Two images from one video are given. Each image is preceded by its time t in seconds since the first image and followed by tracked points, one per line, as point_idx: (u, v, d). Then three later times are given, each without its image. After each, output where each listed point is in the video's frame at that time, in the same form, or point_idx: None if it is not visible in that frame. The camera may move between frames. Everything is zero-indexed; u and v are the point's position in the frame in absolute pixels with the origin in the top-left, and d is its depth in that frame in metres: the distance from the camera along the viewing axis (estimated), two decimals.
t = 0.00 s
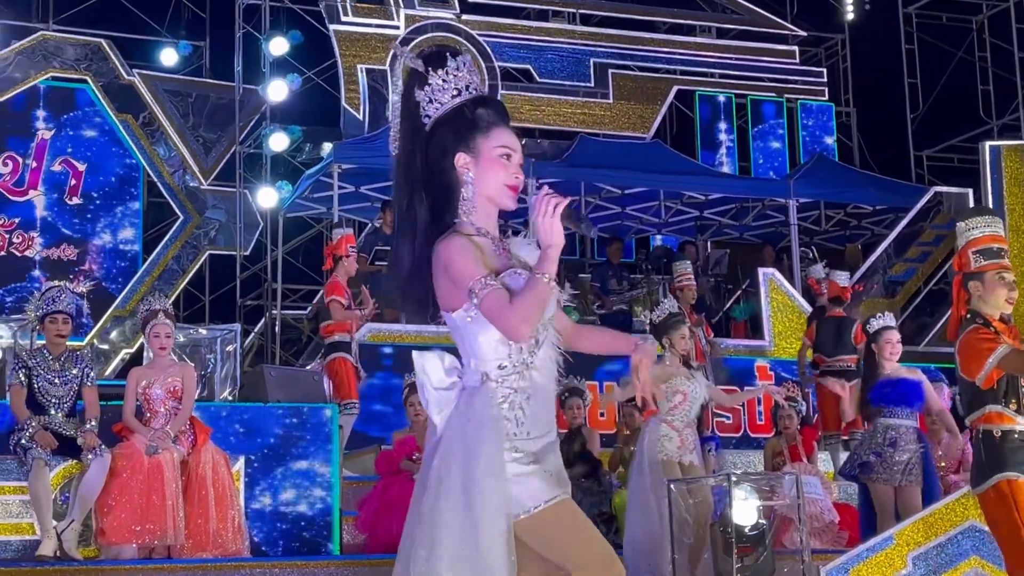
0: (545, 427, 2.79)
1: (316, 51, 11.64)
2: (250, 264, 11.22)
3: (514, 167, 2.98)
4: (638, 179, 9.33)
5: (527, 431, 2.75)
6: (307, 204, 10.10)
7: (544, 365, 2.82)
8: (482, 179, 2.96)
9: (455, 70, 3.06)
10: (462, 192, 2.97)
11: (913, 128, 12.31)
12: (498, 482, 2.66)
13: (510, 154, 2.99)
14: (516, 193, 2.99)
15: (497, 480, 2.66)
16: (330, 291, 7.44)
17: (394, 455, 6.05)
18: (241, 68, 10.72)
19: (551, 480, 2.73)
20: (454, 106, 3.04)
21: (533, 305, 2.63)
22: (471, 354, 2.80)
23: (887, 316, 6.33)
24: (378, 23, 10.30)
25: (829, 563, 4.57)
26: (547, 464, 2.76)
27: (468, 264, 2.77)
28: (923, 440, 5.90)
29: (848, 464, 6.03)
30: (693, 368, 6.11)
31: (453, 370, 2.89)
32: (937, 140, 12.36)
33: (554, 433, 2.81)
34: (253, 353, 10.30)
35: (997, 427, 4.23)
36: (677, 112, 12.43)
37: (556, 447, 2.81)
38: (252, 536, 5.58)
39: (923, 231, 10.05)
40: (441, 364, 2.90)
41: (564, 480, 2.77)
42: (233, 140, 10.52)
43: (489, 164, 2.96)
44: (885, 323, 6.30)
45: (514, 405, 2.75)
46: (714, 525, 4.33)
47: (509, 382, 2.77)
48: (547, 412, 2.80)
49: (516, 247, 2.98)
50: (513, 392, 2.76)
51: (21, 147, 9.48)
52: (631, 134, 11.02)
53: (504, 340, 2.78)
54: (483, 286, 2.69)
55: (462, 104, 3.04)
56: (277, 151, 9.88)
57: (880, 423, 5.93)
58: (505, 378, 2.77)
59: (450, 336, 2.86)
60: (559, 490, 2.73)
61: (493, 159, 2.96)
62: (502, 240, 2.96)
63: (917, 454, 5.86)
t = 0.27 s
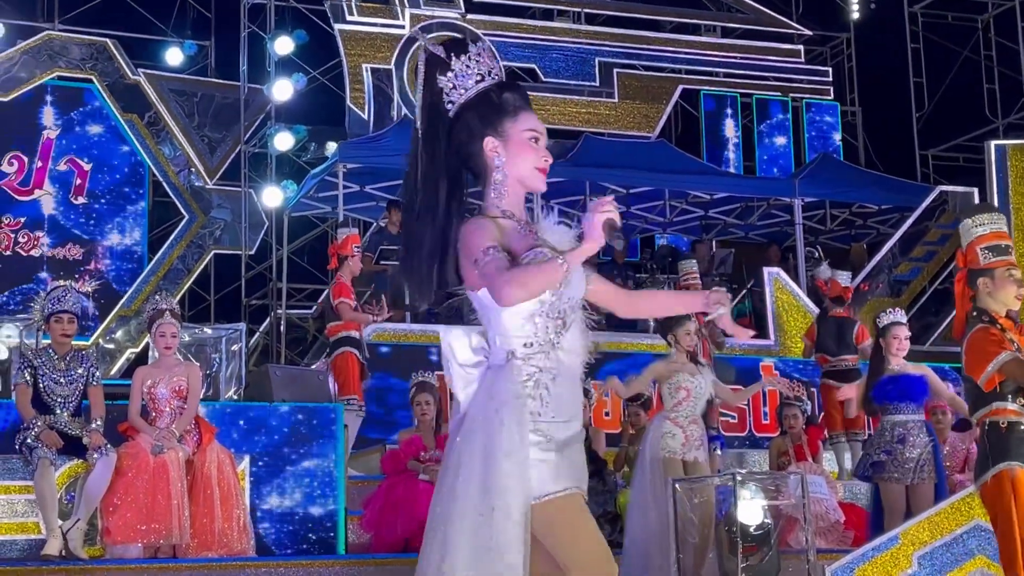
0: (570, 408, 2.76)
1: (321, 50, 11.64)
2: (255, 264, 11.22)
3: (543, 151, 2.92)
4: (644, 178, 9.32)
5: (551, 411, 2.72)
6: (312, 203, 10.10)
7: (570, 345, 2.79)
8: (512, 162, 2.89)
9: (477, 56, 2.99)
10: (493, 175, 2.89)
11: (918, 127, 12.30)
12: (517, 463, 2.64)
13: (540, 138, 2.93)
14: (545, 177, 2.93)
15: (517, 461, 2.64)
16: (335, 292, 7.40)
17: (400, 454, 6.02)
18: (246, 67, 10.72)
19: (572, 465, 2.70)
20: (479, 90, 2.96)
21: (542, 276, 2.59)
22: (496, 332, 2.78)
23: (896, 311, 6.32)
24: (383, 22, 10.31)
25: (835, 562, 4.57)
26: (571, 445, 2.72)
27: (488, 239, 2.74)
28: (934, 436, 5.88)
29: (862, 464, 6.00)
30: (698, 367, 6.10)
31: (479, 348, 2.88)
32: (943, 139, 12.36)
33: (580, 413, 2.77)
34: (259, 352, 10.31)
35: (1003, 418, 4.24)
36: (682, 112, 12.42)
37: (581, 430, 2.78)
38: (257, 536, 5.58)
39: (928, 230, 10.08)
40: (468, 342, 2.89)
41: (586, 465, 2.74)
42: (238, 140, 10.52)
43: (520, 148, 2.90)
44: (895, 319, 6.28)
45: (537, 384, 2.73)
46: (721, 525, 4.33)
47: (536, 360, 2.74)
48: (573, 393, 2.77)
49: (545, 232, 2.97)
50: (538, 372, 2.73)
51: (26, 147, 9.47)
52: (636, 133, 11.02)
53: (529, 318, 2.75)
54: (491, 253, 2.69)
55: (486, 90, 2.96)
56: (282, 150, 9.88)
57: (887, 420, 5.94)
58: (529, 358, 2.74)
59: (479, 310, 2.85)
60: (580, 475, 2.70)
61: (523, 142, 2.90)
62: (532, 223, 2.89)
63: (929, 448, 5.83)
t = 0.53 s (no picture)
0: (612, 388, 2.79)
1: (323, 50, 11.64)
2: (256, 264, 11.22)
3: (575, 146, 2.98)
4: (646, 178, 9.33)
5: (591, 394, 2.76)
6: (313, 203, 10.10)
7: (612, 328, 2.82)
8: (544, 157, 2.95)
9: (511, 52, 3.05)
10: (527, 170, 2.96)
11: (920, 126, 12.30)
12: (548, 444, 2.70)
13: (572, 134, 2.99)
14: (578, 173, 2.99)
15: (548, 442, 2.70)
16: (336, 291, 7.36)
17: (401, 454, 6.02)
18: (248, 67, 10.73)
19: (608, 446, 2.73)
20: (512, 87, 3.02)
21: (531, 283, 2.67)
22: (534, 317, 2.84)
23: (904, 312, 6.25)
24: (385, 21, 10.30)
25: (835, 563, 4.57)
26: (611, 429, 2.76)
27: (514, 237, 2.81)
28: (940, 434, 5.85)
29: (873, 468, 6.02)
30: (699, 367, 6.10)
31: (520, 334, 2.93)
32: (945, 139, 12.36)
33: (623, 397, 2.80)
34: (260, 352, 10.30)
35: (1003, 419, 4.26)
36: (685, 111, 12.43)
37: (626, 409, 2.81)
38: (258, 535, 5.58)
39: (929, 229, 10.08)
40: (508, 326, 2.94)
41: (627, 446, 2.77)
42: (240, 140, 10.52)
43: (553, 143, 2.96)
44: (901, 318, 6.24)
45: (576, 368, 2.76)
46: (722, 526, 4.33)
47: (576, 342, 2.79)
48: (615, 376, 2.80)
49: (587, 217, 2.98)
50: (576, 355, 2.77)
51: (28, 147, 9.47)
52: (638, 133, 11.04)
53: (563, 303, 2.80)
54: (503, 248, 2.78)
55: (520, 85, 3.02)
56: (284, 150, 9.89)
57: (891, 424, 5.94)
58: (567, 341, 2.79)
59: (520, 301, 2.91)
60: (618, 456, 2.73)
61: (555, 137, 2.96)
62: (568, 216, 2.95)
63: (934, 446, 5.80)
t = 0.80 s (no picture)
0: (633, 386, 2.67)
1: (322, 50, 11.65)
2: (255, 264, 11.23)
3: (601, 155, 2.88)
4: (644, 178, 9.33)
5: (599, 397, 2.64)
6: (312, 203, 10.11)
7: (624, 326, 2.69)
8: (571, 167, 2.85)
9: (539, 59, 2.93)
10: (553, 182, 2.87)
11: (919, 127, 12.30)
12: (553, 446, 2.62)
13: (598, 143, 2.88)
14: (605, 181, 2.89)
15: (553, 442, 2.62)
16: (334, 289, 7.38)
17: (399, 454, 6.03)
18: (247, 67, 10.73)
19: (622, 447, 2.63)
20: (539, 95, 2.91)
21: (520, 329, 2.63)
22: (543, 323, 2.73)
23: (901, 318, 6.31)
24: (384, 22, 10.29)
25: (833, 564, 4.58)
26: (622, 431, 2.64)
27: (531, 262, 2.73)
28: (939, 434, 5.83)
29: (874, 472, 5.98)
30: (696, 367, 6.10)
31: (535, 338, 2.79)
32: (943, 139, 12.36)
33: (639, 396, 2.68)
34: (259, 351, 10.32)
35: (1000, 427, 4.27)
36: (684, 111, 12.42)
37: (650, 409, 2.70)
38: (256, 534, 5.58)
39: (928, 230, 10.13)
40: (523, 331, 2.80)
41: (647, 444, 2.66)
42: (238, 140, 10.52)
43: (579, 153, 2.86)
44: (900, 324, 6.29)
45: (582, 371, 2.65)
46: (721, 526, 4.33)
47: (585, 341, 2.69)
48: (629, 375, 2.67)
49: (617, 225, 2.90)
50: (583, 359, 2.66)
51: (27, 147, 9.48)
52: (637, 133, 11.04)
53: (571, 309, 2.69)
54: (509, 277, 2.71)
55: (548, 95, 2.91)
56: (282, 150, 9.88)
57: (890, 428, 5.94)
58: (574, 346, 2.68)
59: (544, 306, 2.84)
60: (633, 455, 2.63)
61: (581, 148, 2.86)
62: (596, 226, 2.86)
63: (934, 446, 5.79)
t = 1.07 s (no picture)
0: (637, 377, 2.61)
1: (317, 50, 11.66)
2: (251, 264, 11.24)
3: (615, 145, 2.80)
4: (639, 179, 9.33)
5: (598, 393, 2.59)
6: (308, 204, 10.11)
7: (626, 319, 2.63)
8: (582, 158, 2.80)
9: (556, 51, 2.84)
10: (567, 172, 2.83)
11: (914, 128, 12.31)
12: (549, 444, 2.60)
13: (612, 132, 2.81)
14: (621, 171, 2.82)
15: (549, 441, 2.60)
16: (324, 290, 7.30)
17: (394, 454, 6.01)
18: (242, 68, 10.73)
19: (621, 441, 2.57)
20: (555, 86, 2.84)
21: (502, 315, 2.63)
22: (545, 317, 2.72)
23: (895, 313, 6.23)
24: (379, 22, 10.30)
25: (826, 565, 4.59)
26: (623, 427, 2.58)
27: (529, 252, 2.73)
28: (929, 434, 5.84)
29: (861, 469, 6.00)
30: (689, 368, 6.10)
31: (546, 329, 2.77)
32: (939, 140, 12.36)
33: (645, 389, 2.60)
34: (254, 352, 10.33)
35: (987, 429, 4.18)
36: (679, 112, 12.43)
37: (662, 402, 2.61)
38: (250, 535, 5.59)
39: (923, 231, 10.07)
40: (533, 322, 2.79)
41: (655, 440, 2.58)
42: (234, 140, 10.52)
43: (591, 144, 2.79)
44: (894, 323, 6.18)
45: (582, 367, 2.61)
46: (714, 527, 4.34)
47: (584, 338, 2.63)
48: (632, 368, 2.61)
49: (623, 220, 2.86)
50: (582, 354, 2.62)
51: (23, 147, 9.49)
52: (632, 133, 11.05)
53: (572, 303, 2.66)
54: (502, 268, 2.72)
55: (564, 86, 2.83)
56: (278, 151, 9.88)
57: (881, 426, 5.95)
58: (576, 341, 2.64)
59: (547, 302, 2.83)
60: (634, 453, 2.56)
61: (593, 139, 2.79)
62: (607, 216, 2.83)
63: (924, 447, 5.80)
